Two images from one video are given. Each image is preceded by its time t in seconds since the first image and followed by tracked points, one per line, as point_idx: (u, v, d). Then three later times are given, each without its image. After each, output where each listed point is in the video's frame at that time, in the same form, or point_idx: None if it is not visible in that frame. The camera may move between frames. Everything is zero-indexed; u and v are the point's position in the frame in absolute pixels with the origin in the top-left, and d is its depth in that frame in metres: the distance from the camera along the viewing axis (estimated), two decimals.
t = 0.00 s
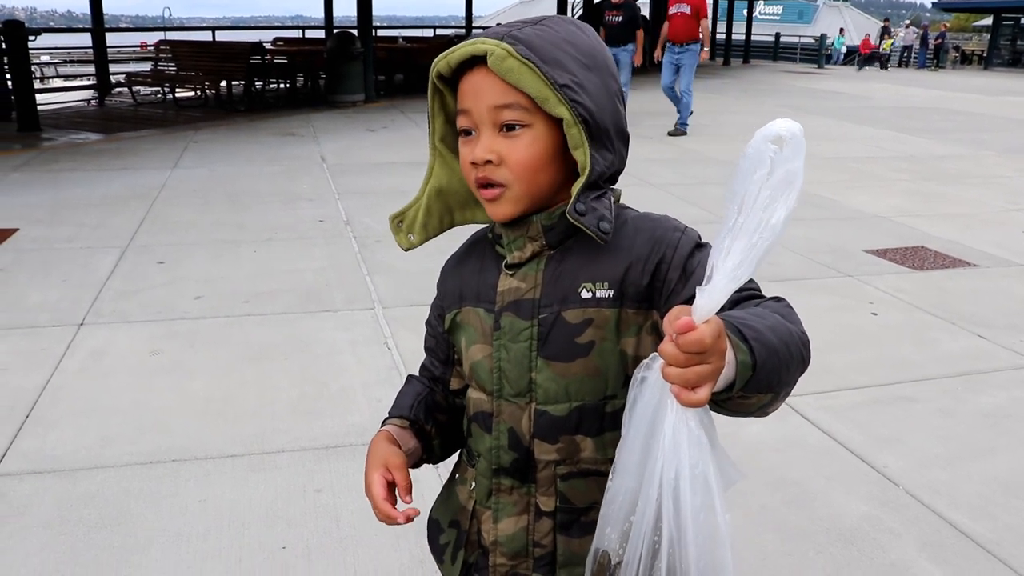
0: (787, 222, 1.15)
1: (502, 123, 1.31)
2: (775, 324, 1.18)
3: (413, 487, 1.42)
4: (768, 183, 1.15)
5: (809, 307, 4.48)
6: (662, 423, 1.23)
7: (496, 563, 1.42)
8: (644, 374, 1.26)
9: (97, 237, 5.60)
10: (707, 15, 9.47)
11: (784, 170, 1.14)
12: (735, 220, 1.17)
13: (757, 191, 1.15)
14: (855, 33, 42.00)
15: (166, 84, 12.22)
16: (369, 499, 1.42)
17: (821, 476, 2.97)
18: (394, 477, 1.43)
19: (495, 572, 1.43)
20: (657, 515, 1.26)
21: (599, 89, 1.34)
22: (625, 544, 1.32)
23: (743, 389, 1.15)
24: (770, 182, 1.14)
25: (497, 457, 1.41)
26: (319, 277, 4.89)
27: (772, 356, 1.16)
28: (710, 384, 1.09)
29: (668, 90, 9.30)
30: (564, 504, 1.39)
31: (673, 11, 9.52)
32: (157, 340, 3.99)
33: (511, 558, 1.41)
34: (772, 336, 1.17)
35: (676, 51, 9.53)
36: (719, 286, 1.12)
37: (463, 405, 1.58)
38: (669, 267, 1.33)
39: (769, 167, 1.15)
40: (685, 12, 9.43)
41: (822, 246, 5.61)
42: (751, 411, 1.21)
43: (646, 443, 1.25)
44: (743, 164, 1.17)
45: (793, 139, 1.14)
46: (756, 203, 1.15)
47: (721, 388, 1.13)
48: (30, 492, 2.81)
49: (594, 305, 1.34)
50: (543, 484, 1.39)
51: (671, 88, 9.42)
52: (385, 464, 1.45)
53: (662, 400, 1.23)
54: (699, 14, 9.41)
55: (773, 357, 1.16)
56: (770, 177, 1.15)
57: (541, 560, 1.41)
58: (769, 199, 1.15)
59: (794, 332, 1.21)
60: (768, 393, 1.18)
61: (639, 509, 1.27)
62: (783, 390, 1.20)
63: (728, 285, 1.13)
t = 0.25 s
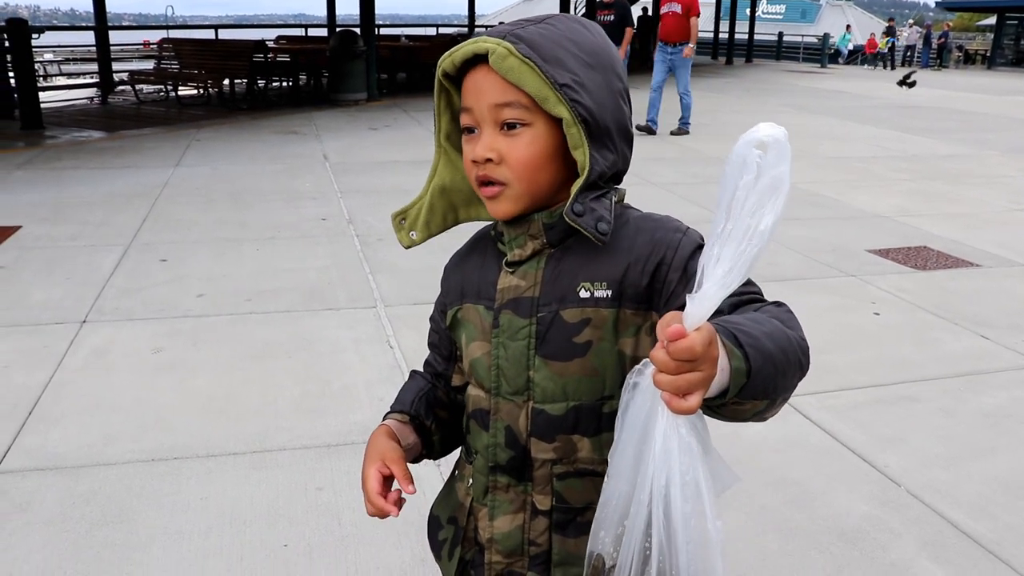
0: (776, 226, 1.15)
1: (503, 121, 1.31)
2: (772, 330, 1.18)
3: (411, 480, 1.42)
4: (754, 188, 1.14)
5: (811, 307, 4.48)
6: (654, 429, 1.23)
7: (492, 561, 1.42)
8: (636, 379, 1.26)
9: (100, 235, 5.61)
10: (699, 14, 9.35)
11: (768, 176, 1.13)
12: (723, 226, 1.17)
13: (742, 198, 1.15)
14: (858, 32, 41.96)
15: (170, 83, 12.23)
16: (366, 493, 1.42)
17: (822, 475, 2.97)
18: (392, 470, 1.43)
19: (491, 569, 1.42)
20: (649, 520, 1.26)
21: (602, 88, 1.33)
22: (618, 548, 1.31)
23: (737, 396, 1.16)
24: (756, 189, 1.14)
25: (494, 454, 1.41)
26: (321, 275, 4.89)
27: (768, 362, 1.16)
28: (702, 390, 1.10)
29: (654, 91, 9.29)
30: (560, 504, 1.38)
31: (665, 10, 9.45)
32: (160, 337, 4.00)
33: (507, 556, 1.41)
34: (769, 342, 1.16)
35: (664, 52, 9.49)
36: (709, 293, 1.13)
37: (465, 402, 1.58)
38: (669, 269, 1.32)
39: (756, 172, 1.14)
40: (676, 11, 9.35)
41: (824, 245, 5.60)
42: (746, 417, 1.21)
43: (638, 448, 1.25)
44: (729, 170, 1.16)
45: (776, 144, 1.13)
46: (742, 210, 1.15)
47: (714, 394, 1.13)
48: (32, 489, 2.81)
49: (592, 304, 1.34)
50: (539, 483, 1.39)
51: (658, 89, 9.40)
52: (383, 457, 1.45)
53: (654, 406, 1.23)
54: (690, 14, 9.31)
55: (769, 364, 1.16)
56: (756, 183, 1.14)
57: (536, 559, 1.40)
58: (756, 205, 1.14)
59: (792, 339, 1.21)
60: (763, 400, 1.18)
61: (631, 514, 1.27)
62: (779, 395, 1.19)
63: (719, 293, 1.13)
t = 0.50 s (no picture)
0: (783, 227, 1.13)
1: (503, 122, 1.32)
2: (776, 337, 1.18)
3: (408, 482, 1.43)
4: (764, 187, 1.14)
5: (813, 309, 4.48)
6: (657, 427, 1.23)
7: (487, 564, 1.42)
8: (639, 377, 1.26)
9: (103, 235, 5.61)
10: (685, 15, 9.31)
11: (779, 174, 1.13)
12: (733, 226, 1.17)
13: (752, 197, 1.15)
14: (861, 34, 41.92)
15: (172, 83, 12.24)
16: (364, 491, 1.43)
17: (824, 478, 2.97)
18: (390, 470, 1.44)
19: (487, 572, 1.42)
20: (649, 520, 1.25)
21: (603, 91, 1.33)
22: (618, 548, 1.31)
23: (738, 401, 1.15)
24: (764, 186, 1.14)
25: (492, 456, 1.41)
26: (324, 276, 4.89)
27: (770, 368, 1.16)
28: (705, 389, 1.09)
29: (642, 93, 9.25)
30: (557, 508, 1.38)
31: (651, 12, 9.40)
32: (162, 338, 4.00)
33: (502, 560, 1.40)
34: (772, 349, 1.17)
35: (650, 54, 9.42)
36: (716, 290, 1.12)
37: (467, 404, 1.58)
38: (671, 277, 1.32)
39: (766, 172, 1.14)
40: (663, 12, 9.31)
41: (827, 248, 5.60)
42: (746, 423, 1.21)
43: (640, 447, 1.25)
44: (739, 169, 1.16)
45: (786, 142, 1.13)
46: (752, 209, 1.15)
47: (716, 395, 1.13)
48: (35, 489, 2.82)
49: (593, 310, 1.34)
50: (536, 486, 1.39)
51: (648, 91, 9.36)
52: (382, 456, 1.45)
53: (656, 404, 1.23)
54: (676, 15, 9.28)
55: (770, 370, 1.16)
56: (765, 181, 1.14)
57: (532, 562, 1.40)
58: (764, 204, 1.14)
59: (795, 348, 1.21)
60: (763, 407, 1.18)
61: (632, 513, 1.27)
62: (778, 404, 1.19)
63: (724, 290, 1.12)
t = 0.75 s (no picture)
0: (790, 243, 1.13)
1: (507, 123, 1.32)
2: (778, 348, 1.19)
3: (406, 476, 1.43)
4: (771, 204, 1.14)
5: (815, 309, 4.48)
6: (661, 438, 1.23)
7: (485, 563, 1.42)
8: (644, 389, 1.26)
9: (106, 236, 5.62)
10: (675, 14, 9.30)
11: (788, 193, 1.13)
12: (739, 240, 1.16)
13: (760, 214, 1.14)
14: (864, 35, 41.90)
15: (175, 83, 12.26)
16: (361, 484, 1.43)
17: (825, 479, 2.97)
18: (389, 464, 1.44)
19: (484, 571, 1.43)
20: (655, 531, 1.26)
21: (608, 93, 1.33)
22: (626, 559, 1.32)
23: (740, 411, 1.16)
24: (773, 203, 1.14)
25: (491, 457, 1.42)
26: (326, 277, 4.90)
27: (772, 378, 1.16)
28: (709, 402, 1.09)
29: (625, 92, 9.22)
30: (555, 509, 1.38)
31: (641, 9, 9.37)
32: (165, 339, 4.01)
33: (500, 560, 1.40)
34: (774, 360, 1.17)
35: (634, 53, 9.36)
36: (721, 304, 1.11)
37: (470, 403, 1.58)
38: (673, 284, 1.32)
39: (774, 187, 1.14)
40: (653, 10, 9.27)
41: (829, 249, 5.59)
42: (748, 433, 1.21)
43: (645, 459, 1.26)
44: (747, 186, 1.16)
45: (795, 161, 1.13)
46: (760, 226, 1.14)
47: (719, 407, 1.13)
48: (37, 490, 2.82)
49: (594, 313, 1.34)
50: (535, 487, 1.39)
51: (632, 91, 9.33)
52: (382, 450, 1.45)
53: (661, 416, 1.23)
54: (668, 13, 9.25)
55: (773, 380, 1.16)
56: (774, 198, 1.14)
57: (530, 563, 1.39)
58: (772, 220, 1.14)
59: (797, 359, 1.21)
60: (764, 417, 1.18)
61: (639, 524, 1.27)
62: (781, 413, 1.20)
63: (730, 306, 1.12)
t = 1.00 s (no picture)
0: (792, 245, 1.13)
1: (509, 122, 1.32)
2: (780, 348, 1.19)
3: (405, 473, 1.43)
4: (774, 206, 1.14)
5: (815, 309, 4.48)
6: (665, 434, 1.23)
7: (485, 562, 1.42)
8: (647, 386, 1.26)
9: (106, 236, 5.62)
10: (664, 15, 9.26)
11: (791, 195, 1.13)
12: (741, 240, 1.16)
13: (763, 216, 1.14)
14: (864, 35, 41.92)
15: (175, 83, 12.26)
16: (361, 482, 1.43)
17: (826, 478, 2.97)
18: (389, 462, 1.44)
19: (484, 570, 1.43)
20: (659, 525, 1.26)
21: (610, 93, 1.33)
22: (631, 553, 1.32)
23: (741, 410, 1.16)
24: (775, 205, 1.14)
25: (492, 456, 1.42)
26: (326, 277, 4.90)
27: (774, 378, 1.16)
28: (710, 398, 1.10)
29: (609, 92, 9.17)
30: (555, 509, 1.38)
31: (629, 10, 9.36)
32: (165, 339, 4.01)
33: (500, 558, 1.40)
34: (775, 359, 1.17)
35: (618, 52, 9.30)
36: (722, 303, 1.11)
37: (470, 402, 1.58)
38: (675, 286, 1.32)
39: (777, 190, 1.14)
40: (641, 12, 9.26)
41: (829, 249, 5.59)
42: (749, 433, 1.21)
43: (648, 454, 1.26)
44: (751, 188, 1.16)
45: (799, 164, 1.13)
46: (762, 227, 1.14)
47: (720, 404, 1.13)
48: (37, 490, 2.82)
49: (596, 314, 1.34)
50: (536, 487, 1.39)
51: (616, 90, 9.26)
52: (382, 448, 1.45)
53: (663, 412, 1.23)
54: (655, 14, 9.23)
55: (774, 380, 1.16)
56: (777, 200, 1.13)
57: (530, 562, 1.39)
58: (775, 221, 1.14)
59: (798, 360, 1.21)
60: (764, 416, 1.18)
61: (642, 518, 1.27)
62: (782, 413, 1.20)
63: (732, 305, 1.12)
